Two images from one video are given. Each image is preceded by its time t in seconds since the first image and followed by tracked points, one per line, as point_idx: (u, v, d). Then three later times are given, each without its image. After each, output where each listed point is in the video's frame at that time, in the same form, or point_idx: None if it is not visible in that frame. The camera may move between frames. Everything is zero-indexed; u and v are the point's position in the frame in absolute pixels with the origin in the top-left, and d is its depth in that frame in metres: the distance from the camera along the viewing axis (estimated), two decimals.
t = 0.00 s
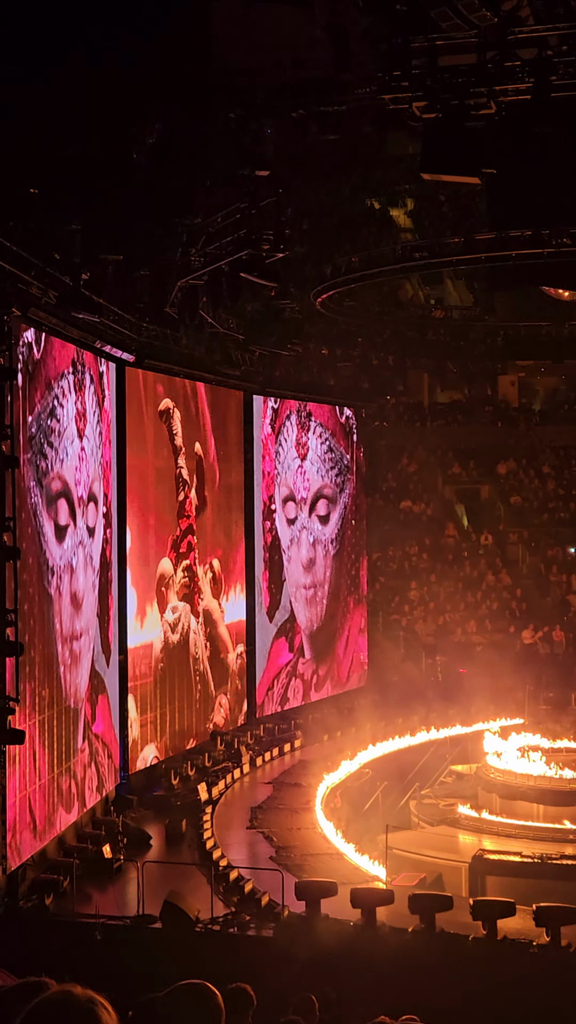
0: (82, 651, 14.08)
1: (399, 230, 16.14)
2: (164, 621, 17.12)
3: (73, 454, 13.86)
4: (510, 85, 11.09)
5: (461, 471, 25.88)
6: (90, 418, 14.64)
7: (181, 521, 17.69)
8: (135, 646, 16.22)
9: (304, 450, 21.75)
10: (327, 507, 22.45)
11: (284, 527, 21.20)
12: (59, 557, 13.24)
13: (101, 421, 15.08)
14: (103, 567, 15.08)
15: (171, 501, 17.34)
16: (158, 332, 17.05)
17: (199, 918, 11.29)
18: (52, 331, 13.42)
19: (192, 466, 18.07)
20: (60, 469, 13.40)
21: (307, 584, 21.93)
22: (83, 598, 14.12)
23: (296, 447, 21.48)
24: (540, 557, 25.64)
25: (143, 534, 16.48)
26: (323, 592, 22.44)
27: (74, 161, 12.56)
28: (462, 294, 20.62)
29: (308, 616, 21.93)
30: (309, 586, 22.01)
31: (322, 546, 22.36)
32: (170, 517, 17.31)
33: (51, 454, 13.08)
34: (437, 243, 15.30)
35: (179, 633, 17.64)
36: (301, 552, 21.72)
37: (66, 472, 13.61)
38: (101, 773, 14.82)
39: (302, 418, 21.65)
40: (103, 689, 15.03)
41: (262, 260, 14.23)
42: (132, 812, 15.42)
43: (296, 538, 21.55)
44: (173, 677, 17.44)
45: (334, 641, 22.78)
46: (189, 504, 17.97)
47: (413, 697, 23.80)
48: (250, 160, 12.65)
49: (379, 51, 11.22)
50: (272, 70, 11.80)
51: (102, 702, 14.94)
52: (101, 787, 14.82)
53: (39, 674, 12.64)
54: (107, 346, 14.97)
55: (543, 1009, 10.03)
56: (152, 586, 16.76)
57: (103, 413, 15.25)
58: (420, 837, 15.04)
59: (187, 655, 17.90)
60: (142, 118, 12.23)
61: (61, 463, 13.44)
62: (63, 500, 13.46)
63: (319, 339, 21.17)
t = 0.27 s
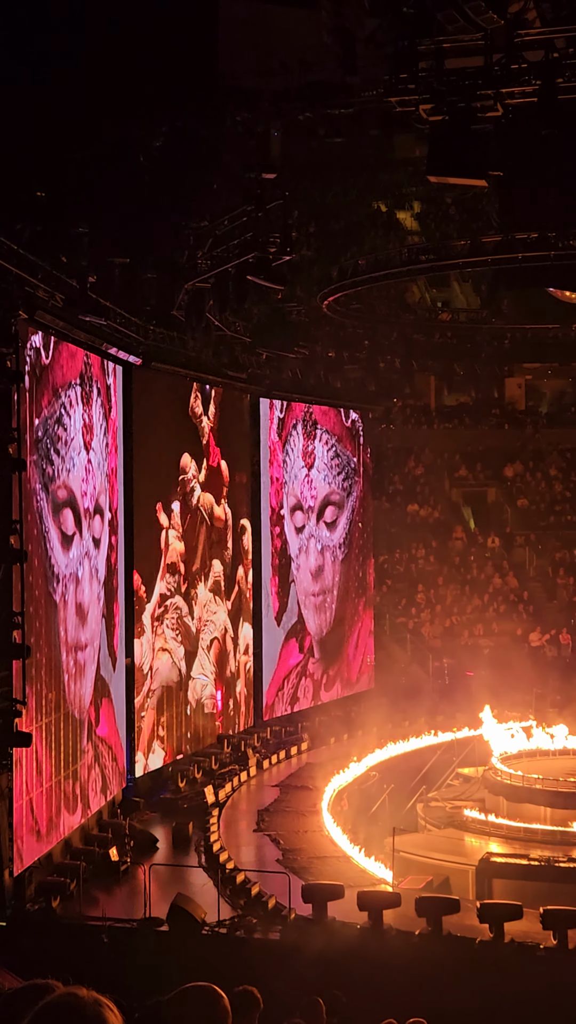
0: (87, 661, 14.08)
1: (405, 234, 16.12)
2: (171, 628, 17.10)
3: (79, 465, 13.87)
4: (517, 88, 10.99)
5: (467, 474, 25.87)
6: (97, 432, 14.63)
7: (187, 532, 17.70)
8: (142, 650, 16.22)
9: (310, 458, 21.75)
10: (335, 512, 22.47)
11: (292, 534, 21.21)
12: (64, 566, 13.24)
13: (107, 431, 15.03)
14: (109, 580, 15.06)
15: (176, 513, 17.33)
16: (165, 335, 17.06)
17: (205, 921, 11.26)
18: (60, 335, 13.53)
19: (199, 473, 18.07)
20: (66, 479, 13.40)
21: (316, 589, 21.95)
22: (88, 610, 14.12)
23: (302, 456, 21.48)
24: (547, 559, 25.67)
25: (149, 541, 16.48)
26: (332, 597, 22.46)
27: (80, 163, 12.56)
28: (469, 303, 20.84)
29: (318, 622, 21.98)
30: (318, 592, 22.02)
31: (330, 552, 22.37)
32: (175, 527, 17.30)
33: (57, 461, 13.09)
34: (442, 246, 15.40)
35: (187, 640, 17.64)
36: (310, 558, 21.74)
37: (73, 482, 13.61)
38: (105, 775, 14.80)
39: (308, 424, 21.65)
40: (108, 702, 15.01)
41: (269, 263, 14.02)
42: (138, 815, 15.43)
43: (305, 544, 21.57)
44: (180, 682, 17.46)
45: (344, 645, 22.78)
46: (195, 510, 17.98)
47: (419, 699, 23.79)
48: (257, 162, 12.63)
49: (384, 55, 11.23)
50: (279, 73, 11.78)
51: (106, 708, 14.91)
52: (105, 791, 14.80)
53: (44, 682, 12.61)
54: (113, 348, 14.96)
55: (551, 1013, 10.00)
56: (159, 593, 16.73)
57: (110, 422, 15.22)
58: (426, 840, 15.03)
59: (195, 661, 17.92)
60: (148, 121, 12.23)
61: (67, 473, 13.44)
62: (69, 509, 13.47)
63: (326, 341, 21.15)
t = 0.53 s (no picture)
0: (89, 670, 14.06)
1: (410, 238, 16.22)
2: (173, 636, 17.07)
3: (83, 475, 13.88)
4: (521, 92, 10.96)
5: (472, 477, 25.98)
6: (102, 443, 14.63)
7: (189, 543, 17.67)
8: (145, 657, 16.21)
9: (315, 467, 21.70)
10: (340, 518, 22.47)
11: (298, 542, 21.19)
12: (67, 573, 13.24)
13: (111, 441, 15.01)
14: (113, 592, 15.05)
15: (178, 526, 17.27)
16: (169, 339, 17.09)
17: (210, 925, 11.25)
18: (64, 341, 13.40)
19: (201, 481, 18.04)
20: (70, 486, 13.41)
21: (323, 595, 21.95)
22: (91, 620, 14.11)
23: (307, 465, 21.43)
24: (552, 563, 25.82)
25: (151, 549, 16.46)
26: (339, 603, 22.46)
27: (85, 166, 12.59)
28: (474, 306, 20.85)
29: (325, 628, 21.99)
30: (324, 598, 22.01)
31: (336, 557, 22.37)
32: (178, 539, 17.25)
33: (61, 467, 13.09)
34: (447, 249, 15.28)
35: (190, 648, 17.61)
36: (316, 565, 21.74)
37: (76, 491, 13.62)
38: (108, 781, 14.77)
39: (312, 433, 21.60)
40: (111, 715, 14.99)
41: (274, 267, 14.10)
42: (143, 820, 15.43)
43: (310, 551, 21.56)
44: (184, 687, 17.46)
45: (351, 649, 22.78)
46: (198, 520, 17.94)
47: (423, 703, 23.80)
48: (261, 166, 12.65)
49: (389, 58, 11.25)
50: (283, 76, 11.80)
51: (108, 715, 14.85)
52: (108, 797, 14.76)
53: (48, 688, 12.62)
54: (118, 353, 14.87)
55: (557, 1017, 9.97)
56: (161, 600, 16.70)
57: (115, 434, 15.21)
58: (430, 844, 15.03)
59: (198, 670, 17.88)
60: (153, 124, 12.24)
61: (71, 481, 13.45)
62: (73, 517, 13.47)
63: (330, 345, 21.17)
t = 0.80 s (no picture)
0: (92, 672, 14.06)
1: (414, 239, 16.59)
2: (175, 638, 17.08)
3: (87, 477, 13.89)
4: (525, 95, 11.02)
5: (475, 478, 25.86)
6: (105, 447, 14.65)
7: (192, 546, 17.68)
8: (148, 659, 16.24)
9: (318, 469, 21.73)
10: (345, 520, 22.47)
11: (302, 544, 21.20)
12: (70, 575, 13.24)
13: (114, 443, 15.01)
14: (116, 595, 15.05)
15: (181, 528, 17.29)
16: (173, 341, 17.11)
17: (213, 928, 11.25)
18: (68, 341, 13.49)
19: (204, 483, 18.07)
20: (73, 489, 13.43)
21: (327, 597, 21.94)
22: (94, 623, 14.11)
23: (310, 467, 21.46)
24: (556, 565, 25.61)
25: (155, 551, 16.48)
26: (344, 605, 22.46)
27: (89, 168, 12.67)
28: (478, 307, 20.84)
29: (330, 630, 21.99)
30: (329, 600, 22.00)
31: (340, 560, 22.37)
32: (181, 541, 17.26)
33: (64, 468, 13.11)
34: (450, 252, 15.24)
35: (193, 649, 17.64)
36: (320, 566, 21.74)
37: (80, 493, 13.63)
38: (111, 783, 14.77)
39: (315, 436, 21.63)
40: (114, 718, 14.99)
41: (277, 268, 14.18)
42: (147, 822, 15.44)
43: (315, 553, 21.57)
44: (188, 689, 17.48)
45: (355, 651, 22.78)
46: (201, 522, 17.95)
47: (427, 705, 23.80)
48: (265, 167, 12.71)
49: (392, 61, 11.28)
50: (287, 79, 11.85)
51: (111, 718, 14.84)
52: (110, 799, 14.76)
53: (51, 689, 12.64)
54: (122, 354, 14.89)
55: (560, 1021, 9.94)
56: (164, 602, 16.73)
57: (118, 437, 15.23)
58: (434, 847, 15.03)
59: (201, 671, 17.90)
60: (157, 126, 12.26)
61: (75, 483, 13.47)
62: (76, 519, 13.49)
63: (334, 347, 21.20)
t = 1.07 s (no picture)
0: (93, 674, 14.05)
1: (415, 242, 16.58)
2: (176, 640, 17.07)
3: (87, 478, 13.88)
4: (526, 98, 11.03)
5: (477, 483, 25.65)
6: (106, 447, 14.64)
7: (194, 547, 17.68)
8: (149, 661, 16.22)
9: (320, 470, 21.73)
10: (346, 522, 22.46)
11: (303, 545, 21.18)
12: (71, 576, 13.25)
13: (115, 445, 15.02)
14: (117, 595, 15.05)
15: (183, 529, 17.30)
16: (175, 344, 17.13)
17: (214, 931, 11.24)
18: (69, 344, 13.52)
19: (206, 486, 18.07)
20: (74, 490, 13.43)
21: (329, 598, 21.94)
22: (94, 624, 14.11)
23: (312, 470, 21.47)
24: (557, 567, 25.41)
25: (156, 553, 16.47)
26: (345, 607, 22.44)
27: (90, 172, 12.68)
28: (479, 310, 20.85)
29: (331, 632, 21.97)
30: (330, 602, 21.98)
31: (342, 562, 22.36)
32: (182, 543, 17.25)
33: (65, 469, 13.11)
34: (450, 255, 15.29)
35: (194, 651, 17.63)
36: (322, 568, 21.74)
37: (80, 494, 13.63)
38: (112, 786, 14.76)
39: (317, 438, 21.63)
40: (115, 717, 14.97)
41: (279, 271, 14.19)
42: (148, 825, 15.43)
43: (316, 554, 21.57)
44: (189, 691, 17.48)
45: (357, 652, 22.78)
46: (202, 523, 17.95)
47: (428, 709, 23.79)
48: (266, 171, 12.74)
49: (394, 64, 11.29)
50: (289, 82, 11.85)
51: (112, 720, 14.83)
52: (112, 802, 14.75)
53: (52, 691, 12.63)
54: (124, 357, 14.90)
55: None
56: (165, 604, 16.73)
57: (119, 439, 15.23)
58: (435, 850, 15.03)
59: (202, 674, 17.91)
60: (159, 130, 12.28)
61: (75, 484, 13.47)
62: (76, 520, 13.49)
63: (335, 350, 21.20)
